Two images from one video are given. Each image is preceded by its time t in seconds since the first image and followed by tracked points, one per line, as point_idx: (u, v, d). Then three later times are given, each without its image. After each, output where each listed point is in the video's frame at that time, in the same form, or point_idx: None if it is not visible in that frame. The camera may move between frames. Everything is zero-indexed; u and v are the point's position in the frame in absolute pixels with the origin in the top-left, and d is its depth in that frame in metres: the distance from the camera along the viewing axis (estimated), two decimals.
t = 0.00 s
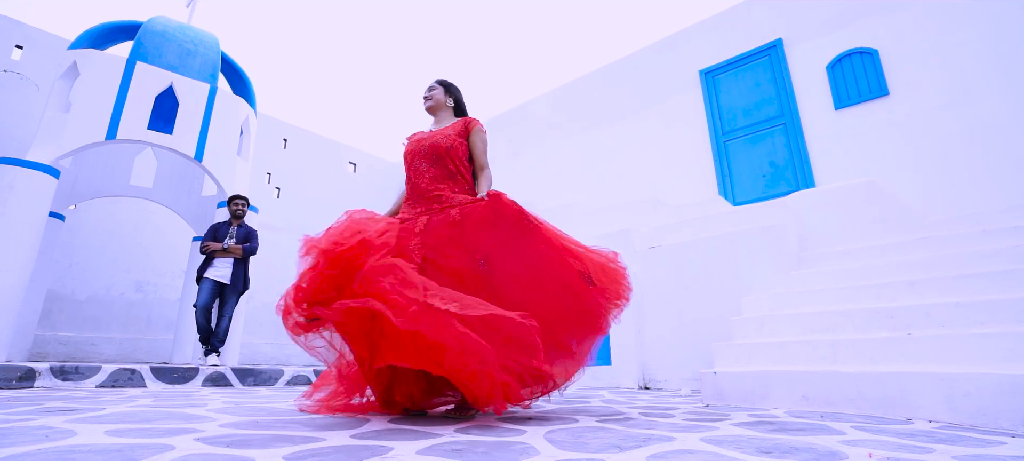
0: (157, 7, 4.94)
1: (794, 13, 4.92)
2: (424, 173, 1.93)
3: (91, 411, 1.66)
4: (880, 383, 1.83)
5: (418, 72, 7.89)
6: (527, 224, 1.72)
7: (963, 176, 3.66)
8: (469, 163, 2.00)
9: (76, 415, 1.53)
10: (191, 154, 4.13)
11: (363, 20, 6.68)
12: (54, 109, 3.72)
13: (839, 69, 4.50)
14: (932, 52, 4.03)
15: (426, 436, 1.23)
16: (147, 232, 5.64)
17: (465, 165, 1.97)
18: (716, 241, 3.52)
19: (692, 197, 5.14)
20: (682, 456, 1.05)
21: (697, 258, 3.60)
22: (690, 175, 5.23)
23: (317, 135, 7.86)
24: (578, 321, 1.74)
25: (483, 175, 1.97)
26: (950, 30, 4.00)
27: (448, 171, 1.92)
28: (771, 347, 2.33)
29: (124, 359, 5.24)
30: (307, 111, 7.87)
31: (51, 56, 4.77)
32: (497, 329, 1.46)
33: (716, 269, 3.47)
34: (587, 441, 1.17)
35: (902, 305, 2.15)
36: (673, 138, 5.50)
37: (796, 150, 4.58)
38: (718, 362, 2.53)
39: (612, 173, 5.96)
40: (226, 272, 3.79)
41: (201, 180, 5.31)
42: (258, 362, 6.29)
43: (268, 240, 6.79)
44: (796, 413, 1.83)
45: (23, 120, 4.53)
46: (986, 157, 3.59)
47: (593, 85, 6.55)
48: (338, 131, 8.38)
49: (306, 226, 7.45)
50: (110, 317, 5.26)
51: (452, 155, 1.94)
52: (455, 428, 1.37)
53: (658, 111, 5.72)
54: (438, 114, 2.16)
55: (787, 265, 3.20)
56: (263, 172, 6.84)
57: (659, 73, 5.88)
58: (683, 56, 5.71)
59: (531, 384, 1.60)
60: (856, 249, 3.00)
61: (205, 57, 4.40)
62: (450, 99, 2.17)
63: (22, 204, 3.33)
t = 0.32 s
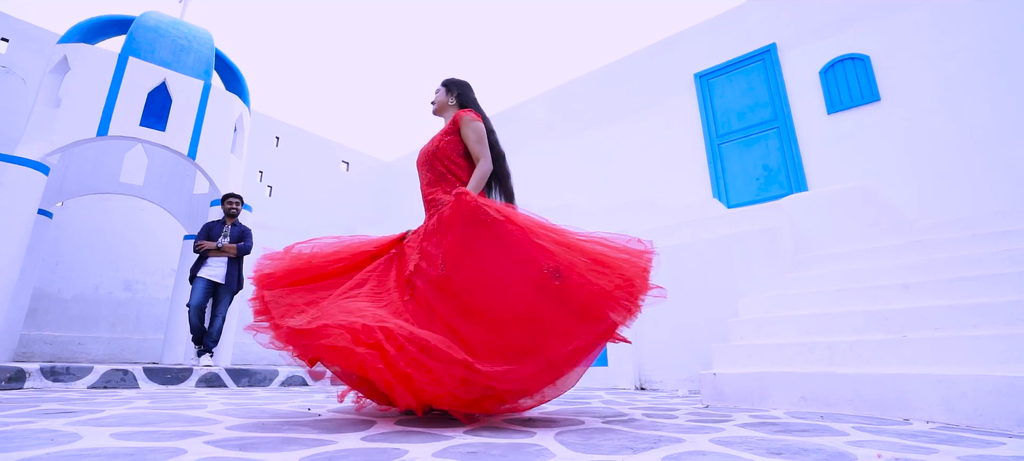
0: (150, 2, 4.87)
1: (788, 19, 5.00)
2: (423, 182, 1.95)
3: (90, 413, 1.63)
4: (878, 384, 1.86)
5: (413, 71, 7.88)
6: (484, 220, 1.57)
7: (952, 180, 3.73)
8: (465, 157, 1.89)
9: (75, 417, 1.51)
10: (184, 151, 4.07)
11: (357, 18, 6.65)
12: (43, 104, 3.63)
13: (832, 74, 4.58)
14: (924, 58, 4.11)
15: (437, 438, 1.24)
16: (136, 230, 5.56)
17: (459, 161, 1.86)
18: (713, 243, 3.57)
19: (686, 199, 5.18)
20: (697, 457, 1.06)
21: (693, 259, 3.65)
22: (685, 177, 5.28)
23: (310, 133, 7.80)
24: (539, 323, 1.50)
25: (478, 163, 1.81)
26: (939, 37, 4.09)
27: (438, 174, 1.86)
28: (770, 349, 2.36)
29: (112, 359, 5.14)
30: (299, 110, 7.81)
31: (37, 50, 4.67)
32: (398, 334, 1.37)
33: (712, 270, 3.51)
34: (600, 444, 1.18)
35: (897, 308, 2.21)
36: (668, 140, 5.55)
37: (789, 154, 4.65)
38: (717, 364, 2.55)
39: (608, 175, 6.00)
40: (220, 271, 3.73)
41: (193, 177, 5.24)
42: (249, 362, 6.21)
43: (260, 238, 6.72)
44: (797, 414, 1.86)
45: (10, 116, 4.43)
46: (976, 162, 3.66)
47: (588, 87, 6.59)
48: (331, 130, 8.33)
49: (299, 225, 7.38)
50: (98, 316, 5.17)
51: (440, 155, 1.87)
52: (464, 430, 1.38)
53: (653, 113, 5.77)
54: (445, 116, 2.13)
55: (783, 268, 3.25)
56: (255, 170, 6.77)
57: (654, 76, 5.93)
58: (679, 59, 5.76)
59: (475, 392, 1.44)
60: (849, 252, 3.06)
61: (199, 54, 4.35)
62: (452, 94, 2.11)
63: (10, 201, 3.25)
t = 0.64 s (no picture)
0: None
1: (783, 24, 5.06)
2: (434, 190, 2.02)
3: (93, 416, 1.61)
4: (878, 386, 1.90)
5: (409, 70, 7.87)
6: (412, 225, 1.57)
7: (942, 185, 3.81)
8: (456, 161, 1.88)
9: (79, 420, 1.48)
10: (178, 149, 4.01)
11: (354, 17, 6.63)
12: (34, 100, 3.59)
13: (826, 79, 4.65)
14: (917, 64, 4.18)
15: (452, 440, 1.24)
16: (127, 228, 5.48)
17: (450, 167, 1.87)
18: (711, 245, 3.59)
19: (682, 201, 5.23)
20: (713, 458, 1.08)
21: (691, 262, 3.68)
22: (681, 180, 5.32)
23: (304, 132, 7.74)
24: (432, 324, 1.44)
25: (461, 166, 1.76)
26: (930, 45, 4.17)
27: (435, 183, 1.91)
28: (769, 350, 2.39)
29: (101, 360, 5.05)
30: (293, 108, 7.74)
31: (25, 44, 4.56)
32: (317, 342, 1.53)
33: (710, 272, 3.54)
34: (615, 446, 1.20)
35: (894, 311, 2.25)
36: (664, 142, 5.59)
37: (784, 158, 4.71)
38: (717, 365, 2.58)
39: (604, 176, 6.03)
40: (215, 271, 3.70)
41: (185, 175, 5.11)
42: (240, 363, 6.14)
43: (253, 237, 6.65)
44: (799, 416, 1.89)
45: None
46: (966, 167, 3.73)
47: (584, 89, 6.62)
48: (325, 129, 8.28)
49: (293, 224, 7.32)
50: (87, 316, 5.08)
51: (436, 166, 1.90)
52: (476, 432, 1.38)
53: (649, 116, 5.81)
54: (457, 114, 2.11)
55: (780, 270, 3.29)
56: (249, 169, 6.70)
57: (650, 78, 5.97)
58: (675, 62, 5.81)
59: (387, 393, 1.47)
60: (845, 256, 3.11)
61: (194, 50, 4.29)
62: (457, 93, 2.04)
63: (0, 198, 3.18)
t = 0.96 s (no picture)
0: None
1: (780, 28, 5.12)
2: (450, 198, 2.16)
3: (100, 418, 1.58)
4: (881, 388, 1.93)
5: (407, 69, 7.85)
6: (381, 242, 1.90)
7: (935, 189, 3.88)
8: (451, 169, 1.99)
9: (89, 423, 1.46)
10: (176, 147, 3.97)
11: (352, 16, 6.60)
12: (27, 95, 3.53)
13: (822, 83, 4.71)
14: (912, 69, 4.25)
15: (471, 442, 1.24)
16: (120, 226, 5.41)
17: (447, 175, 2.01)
18: (712, 246, 3.62)
19: (680, 202, 5.26)
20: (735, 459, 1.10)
21: (691, 263, 3.70)
22: (679, 181, 5.36)
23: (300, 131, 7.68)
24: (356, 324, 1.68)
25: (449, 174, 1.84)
26: (925, 51, 4.24)
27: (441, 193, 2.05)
28: (772, 352, 2.42)
29: (94, 360, 4.98)
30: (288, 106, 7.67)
31: (17, 39, 4.47)
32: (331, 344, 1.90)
33: (709, 274, 3.58)
34: (635, 447, 1.22)
35: (895, 313, 2.30)
36: (662, 144, 5.62)
37: (781, 160, 4.76)
38: (719, 366, 2.61)
39: (602, 177, 6.05)
40: (214, 271, 3.67)
41: (181, 172, 5.11)
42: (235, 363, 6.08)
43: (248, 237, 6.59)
44: (804, 416, 1.92)
45: None
46: (960, 171, 3.81)
47: (582, 90, 6.64)
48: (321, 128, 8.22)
49: (288, 223, 7.26)
50: (79, 315, 5.00)
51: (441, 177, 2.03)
52: (492, 432, 1.39)
53: (647, 117, 5.85)
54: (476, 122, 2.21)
55: (779, 272, 3.33)
56: (244, 167, 6.64)
57: (648, 80, 6.00)
58: (673, 65, 5.85)
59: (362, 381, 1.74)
60: (843, 258, 3.16)
61: (191, 48, 4.24)
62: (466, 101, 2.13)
63: None
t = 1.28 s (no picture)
0: None
1: (779, 32, 5.17)
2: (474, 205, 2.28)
3: (113, 420, 1.57)
4: (888, 389, 1.96)
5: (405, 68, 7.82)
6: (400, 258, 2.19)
7: (932, 193, 3.95)
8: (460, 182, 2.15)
9: (104, 425, 1.45)
10: (176, 146, 3.93)
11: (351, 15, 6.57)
12: (25, 92, 3.48)
13: (820, 87, 4.77)
14: (909, 74, 4.32)
15: (494, 444, 1.25)
16: (116, 225, 5.35)
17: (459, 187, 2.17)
18: (714, 248, 3.65)
19: (680, 204, 5.30)
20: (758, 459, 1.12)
21: (692, 264, 3.73)
22: (678, 183, 5.39)
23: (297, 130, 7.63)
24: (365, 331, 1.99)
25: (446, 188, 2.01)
26: (921, 56, 4.30)
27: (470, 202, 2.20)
28: (777, 353, 2.45)
29: (89, 360, 4.92)
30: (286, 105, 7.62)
31: (12, 34, 4.39)
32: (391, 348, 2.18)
33: (711, 275, 3.60)
34: (656, 448, 1.24)
35: (898, 315, 2.33)
36: (661, 146, 5.66)
37: (779, 163, 4.81)
38: (724, 367, 2.63)
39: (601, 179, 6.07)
40: (214, 271, 3.64)
41: (178, 171, 5.09)
42: (232, 363, 6.04)
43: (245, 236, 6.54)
44: (812, 417, 1.95)
45: None
46: (955, 175, 3.88)
47: (581, 91, 6.66)
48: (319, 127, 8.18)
49: (286, 223, 7.20)
50: (74, 315, 4.94)
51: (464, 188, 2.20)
52: (512, 433, 1.40)
53: (647, 119, 5.88)
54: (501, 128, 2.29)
55: (780, 274, 3.36)
56: (241, 166, 6.58)
57: (647, 82, 6.04)
58: (672, 67, 5.89)
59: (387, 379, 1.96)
60: (844, 260, 3.20)
61: (192, 46, 4.20)
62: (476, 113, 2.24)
63: None
